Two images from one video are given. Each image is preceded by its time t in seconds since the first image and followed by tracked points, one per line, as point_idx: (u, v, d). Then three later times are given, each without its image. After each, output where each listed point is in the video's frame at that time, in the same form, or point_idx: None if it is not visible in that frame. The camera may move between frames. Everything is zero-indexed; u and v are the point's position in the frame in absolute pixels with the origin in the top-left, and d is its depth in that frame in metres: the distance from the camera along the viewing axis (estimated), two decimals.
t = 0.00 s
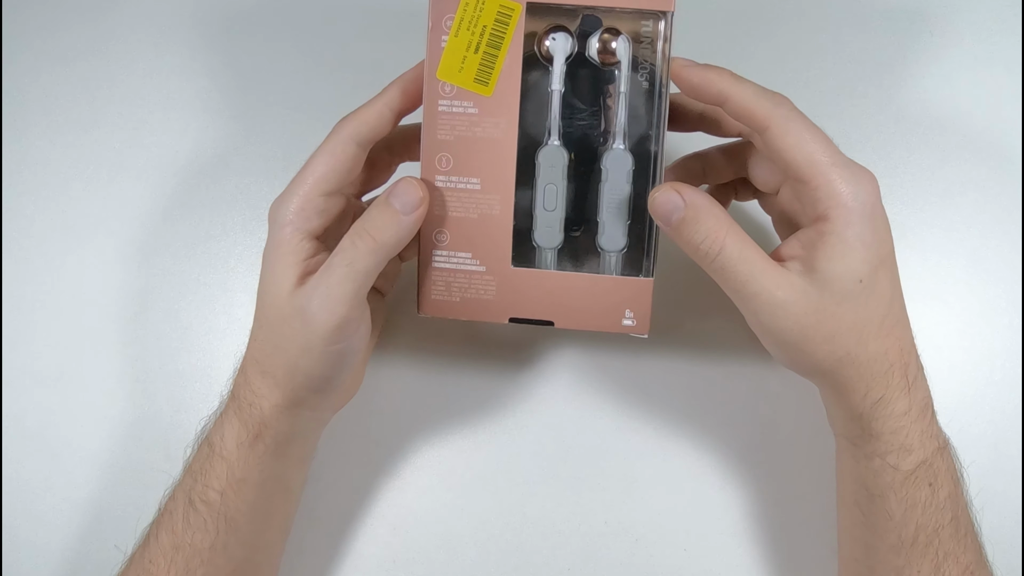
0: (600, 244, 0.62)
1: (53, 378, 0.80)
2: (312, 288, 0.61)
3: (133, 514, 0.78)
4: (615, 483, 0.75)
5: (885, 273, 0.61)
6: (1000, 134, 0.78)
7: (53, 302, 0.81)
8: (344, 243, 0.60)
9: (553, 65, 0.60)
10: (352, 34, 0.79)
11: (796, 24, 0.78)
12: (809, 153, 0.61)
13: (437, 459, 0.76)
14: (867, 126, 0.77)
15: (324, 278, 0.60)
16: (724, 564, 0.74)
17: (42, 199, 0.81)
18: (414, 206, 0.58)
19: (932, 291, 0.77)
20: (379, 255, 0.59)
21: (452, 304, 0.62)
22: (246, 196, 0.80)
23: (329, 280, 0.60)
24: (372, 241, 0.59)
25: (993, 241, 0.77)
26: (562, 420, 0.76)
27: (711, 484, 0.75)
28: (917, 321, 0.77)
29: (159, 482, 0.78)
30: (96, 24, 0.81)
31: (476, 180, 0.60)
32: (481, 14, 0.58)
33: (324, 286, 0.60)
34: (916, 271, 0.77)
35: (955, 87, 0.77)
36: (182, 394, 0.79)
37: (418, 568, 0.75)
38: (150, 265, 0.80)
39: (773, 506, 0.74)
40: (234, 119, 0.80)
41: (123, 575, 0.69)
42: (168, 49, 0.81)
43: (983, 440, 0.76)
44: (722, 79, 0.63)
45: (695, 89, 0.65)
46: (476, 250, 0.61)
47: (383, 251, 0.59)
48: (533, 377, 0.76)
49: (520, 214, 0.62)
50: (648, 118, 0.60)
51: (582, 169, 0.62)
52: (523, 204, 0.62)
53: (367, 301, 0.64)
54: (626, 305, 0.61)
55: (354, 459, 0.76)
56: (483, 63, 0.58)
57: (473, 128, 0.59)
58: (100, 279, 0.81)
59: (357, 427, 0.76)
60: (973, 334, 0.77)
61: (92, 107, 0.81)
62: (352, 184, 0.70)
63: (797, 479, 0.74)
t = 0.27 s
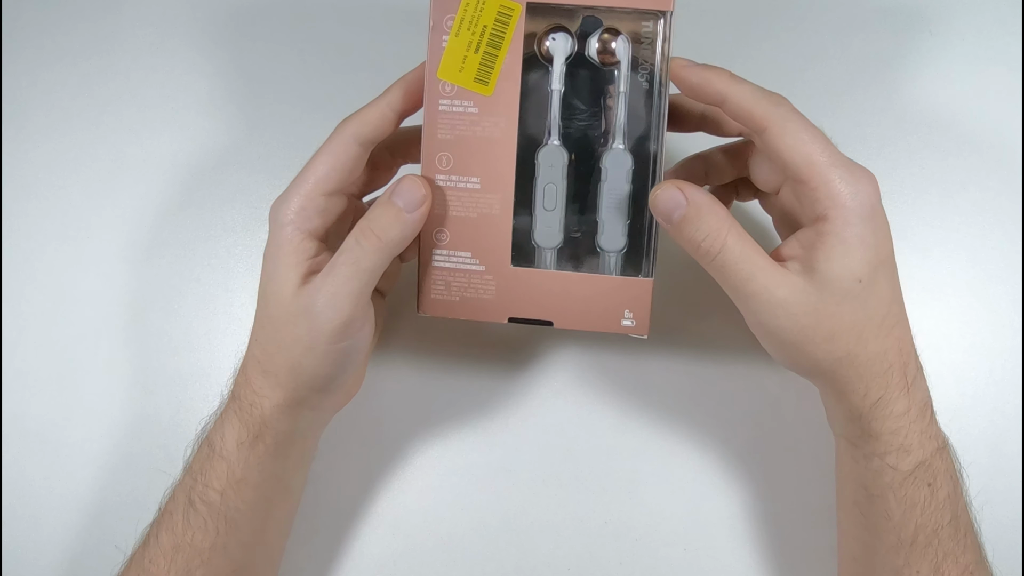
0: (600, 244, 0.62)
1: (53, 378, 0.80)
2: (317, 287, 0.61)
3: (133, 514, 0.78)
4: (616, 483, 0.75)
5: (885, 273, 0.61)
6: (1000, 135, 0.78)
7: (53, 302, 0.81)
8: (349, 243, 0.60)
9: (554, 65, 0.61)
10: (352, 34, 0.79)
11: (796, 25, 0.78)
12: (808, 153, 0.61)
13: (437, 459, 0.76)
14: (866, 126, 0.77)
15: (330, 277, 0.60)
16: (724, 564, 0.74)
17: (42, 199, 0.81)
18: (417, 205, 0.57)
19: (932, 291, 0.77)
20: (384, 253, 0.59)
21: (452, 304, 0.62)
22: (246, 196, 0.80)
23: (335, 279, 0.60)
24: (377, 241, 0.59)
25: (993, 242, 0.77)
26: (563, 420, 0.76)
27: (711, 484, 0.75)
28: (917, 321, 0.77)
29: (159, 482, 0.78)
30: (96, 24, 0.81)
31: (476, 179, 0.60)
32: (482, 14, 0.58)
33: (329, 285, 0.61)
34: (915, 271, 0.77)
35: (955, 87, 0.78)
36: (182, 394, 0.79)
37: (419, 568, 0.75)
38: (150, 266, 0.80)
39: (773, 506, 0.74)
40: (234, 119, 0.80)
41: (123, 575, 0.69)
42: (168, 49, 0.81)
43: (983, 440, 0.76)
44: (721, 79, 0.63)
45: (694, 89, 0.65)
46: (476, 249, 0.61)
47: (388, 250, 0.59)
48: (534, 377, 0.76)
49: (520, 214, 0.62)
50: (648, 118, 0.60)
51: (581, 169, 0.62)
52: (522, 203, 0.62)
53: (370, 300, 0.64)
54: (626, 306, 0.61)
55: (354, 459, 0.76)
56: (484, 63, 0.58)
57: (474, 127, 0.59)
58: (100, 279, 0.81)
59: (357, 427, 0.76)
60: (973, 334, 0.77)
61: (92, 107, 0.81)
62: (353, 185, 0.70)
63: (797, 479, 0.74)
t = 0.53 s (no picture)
0: (601, 245, 0.61)
1: (53, 378, 0.80)
2: (319, 287, 0.61)
3: (132, 514, 0.78)
4: (615, 483, 0.75)
5: (886, 273, 0.61)
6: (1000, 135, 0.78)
7: (53, 301, 0.81)
8: (351, 244, 0.60)
9: (554, 65, 0.61)
10: (352, 34, 0.79)
11: (796, 25, 0.78)
12: (810, 153, 0.61)
13: (437, 459, 0.76)
14: (867, 127, 0.77)
15: (332, 277, 0.60)
16: (725, 565, 0.74)
17: (42, 199, 0.81)
18: (419, 205, 0.57)
19: (932, 291, 0.77)
20: (386, 254, 0.59)
21: (452, 304, 0.62)
22: (246, 196, 0.80)
23: (337, 280, 0.60)
24: (380, 242, 0.59)
25: (993, 242, 0.77)
26: (563, 420, 0.76)
27: (711, 484, 0.75)
28: (917, 321, 0.77)
29: (159, 481, 0.78)
30: (96, 24, 0.81)
31: (476, 179, 0.60)
32: (483, 14, 0.58)
33: (331, 286, 0.60)
34: (915, 271, 0.77)
35: (955, 87, 0.78)
36: (182, 394, 0.79)
37: (418, 568, 0.75)
38: (150, 266, 0.80)
39: (773, 507, 0.74)
40: (234, 119, 0.80)
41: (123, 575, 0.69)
42: (168, 49, 0.81)
43: (983, 440, 0.76)
44: (722, 79, 0.63)
45: (695, 89, 0.65)
46: (476, 249, 0.61)
47: (390, 251, 0.59)
48: (534, 377, 0.76)
49: (520, 215, 0.62)
50: (649, 118, 0.61)
51: (582, 169, 0.62)
52: (523, 203, 0.62)
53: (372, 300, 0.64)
54: (626, 308, 0.61)
55: (354, 459, 0.76)
56: (485, 63, 0.58)
57: (474, 127, 0.59)
58: (100, 279, 0.81)
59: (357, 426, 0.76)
60: (973, 335, 0.77)
61: (92, 107, 0.81)
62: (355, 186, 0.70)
63: (797, 479, 0.74)
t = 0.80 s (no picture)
0: (601, 245, 0.61)
1: (54, 379, 0.80)
2: (325, 289, 0.61)
3: (133, 514, 0.78)
4: (615, 483, 0.75)
5: (886, 273, 0.61)
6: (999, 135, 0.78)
7: (53, 302, 0.81)
8: (356, 247, 0.60)
9: (554, 66, 0.61)
10: (352, 35, 0.79)
11: (796, 25, 0.78)
12: (809, 154, 0.61)
13: (438, 460, 0.76)
14: (867, 127, 0.77)
15: (338, 280, 0.60)
16: (725, 564, 0.74)
17: (43, 200, 0.81)
18: (424, 206, 0.57)
19: (932, 291, 0.77)
20: (391, 256, 0.59)
21: (453, 306, 0.62)
22: (246, 196, 0.80)
23: (343, 283, 0.60)
24: (384, 244, 0.59)
25: (992, 242, 0.77)
26: (563, 420, 0.76)
27: (711, 483, 0.75)
28: (917, 321, 0.77)
29: (160, 482, 0.78)
30: (97, 24, 0.81)
31: (477, 180, 0.60)
32: (482, 16, 0.58)
33: (337, 289, 0.61)
34: (915, 271, 0.77)
35: (955, 87, 0.78)
36: (183, 394, 0.79)
37: (419, 568, 0.75)
38: (151, 266, 0.80)
39: (773, 507, 0.74)
40: (234, 120, 0.80)
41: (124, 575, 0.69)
42: (168, 50, 0.81)
43: (983, 439, 0.76)
44: (722, 80, 0.63)
45: (694, 89, 0.64)
46: (477, 250, 0.61)
47: (396, 253, 0.59)
48: (534, 377, 0.76)
49: (521, 215, 0.62)
50: (649, 119, 0.61)
51: (582, 169, 0.63)
52: (523, 204, 0.62)
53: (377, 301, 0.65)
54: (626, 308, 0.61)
55: (354, 459, 0.76)
56: (484, 64, 0.58)
57: (475, 128, 0.59)
58: (101, 279, 0.81)
59: (357, 427, 0.76)
60: (973, 334, 0.77)
61: (92, 108, 0.81)
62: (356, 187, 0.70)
63: (797, 479, 0.74)
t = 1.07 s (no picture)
0: (609, 221, 0.62)
1: (53, 380, 0.80)
2: (347, 286, 0.61)
3: (133, 515, 0.78)
4: (616, 484, 0.75)
5: (908, 296, 0.61)
6: (999, 135, 0.78)
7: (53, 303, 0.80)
8: (378, 248, 0.59)
9: (548, 56, 0.61)
10: (352, 34, 0.79)
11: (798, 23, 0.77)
12: (859, 170, 0.58)
13: (440, 460, 0.76)
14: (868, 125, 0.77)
15: (362, 279, 0.60)
16: (723, 563, 0.75)
17: (42, 200, 0.81)
18: (444, 203, 0.57)
19: (932, 291, 0.77)
20: (416, 252, 0.60)
21: (473, 296, 0.61)
22: (246, 196, 0.80)
23: (367, 281, 0.60)
24: (408, 243, 0.59)
25: (992, 242, 0.77)
26: (564, 421, 0.76)
27: (711, 483, 0.75)
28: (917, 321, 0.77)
29: (160, 482, 0.78)
30: (95, 23, 0.80)
31: (485, 172, 0.59)
32: (476, 13, 0.58)
33: (361, 286, 0.61)
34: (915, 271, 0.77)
35: (956, 86, 0.77)
36: (183, 395, 0.79)
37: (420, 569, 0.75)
38: (150, 267, 0.80)
39: (773, 506, 0.74)
40: (233, 119, 0.80)
41: None
42: (167, 49, 0.80)
43: (983, 439, 0.76)
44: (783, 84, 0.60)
45: (740, 90, 0.62)
46: (491, 239, 0.60)
47: (421, 248, 0.60)
48: (535, 378, 0.76)
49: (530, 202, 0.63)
50: (641, 98, 0.62)
51: (580, 151, 0.64)
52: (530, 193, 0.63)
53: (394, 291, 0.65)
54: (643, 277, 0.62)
55: (355, 461, 0.75)
56: (483, 60, 0.58)
57: (478, 122, 0.59)
58: (99, 280, 0.80)
59: (360, 429, 0.75)
60: (973, 334, 0.77)
61: (91, 108, 0.81)
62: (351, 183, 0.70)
63: (796, 478, 0.74)
